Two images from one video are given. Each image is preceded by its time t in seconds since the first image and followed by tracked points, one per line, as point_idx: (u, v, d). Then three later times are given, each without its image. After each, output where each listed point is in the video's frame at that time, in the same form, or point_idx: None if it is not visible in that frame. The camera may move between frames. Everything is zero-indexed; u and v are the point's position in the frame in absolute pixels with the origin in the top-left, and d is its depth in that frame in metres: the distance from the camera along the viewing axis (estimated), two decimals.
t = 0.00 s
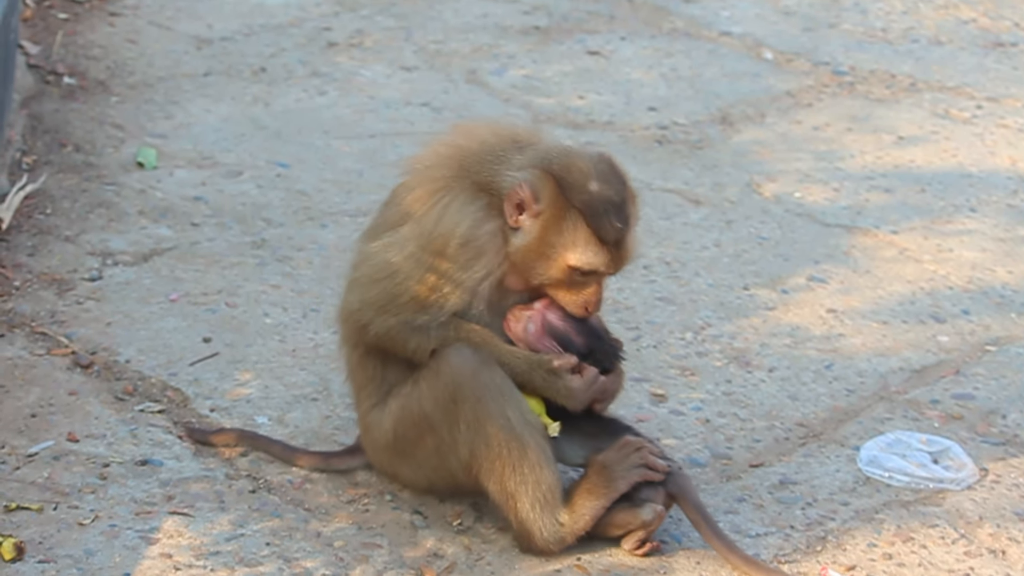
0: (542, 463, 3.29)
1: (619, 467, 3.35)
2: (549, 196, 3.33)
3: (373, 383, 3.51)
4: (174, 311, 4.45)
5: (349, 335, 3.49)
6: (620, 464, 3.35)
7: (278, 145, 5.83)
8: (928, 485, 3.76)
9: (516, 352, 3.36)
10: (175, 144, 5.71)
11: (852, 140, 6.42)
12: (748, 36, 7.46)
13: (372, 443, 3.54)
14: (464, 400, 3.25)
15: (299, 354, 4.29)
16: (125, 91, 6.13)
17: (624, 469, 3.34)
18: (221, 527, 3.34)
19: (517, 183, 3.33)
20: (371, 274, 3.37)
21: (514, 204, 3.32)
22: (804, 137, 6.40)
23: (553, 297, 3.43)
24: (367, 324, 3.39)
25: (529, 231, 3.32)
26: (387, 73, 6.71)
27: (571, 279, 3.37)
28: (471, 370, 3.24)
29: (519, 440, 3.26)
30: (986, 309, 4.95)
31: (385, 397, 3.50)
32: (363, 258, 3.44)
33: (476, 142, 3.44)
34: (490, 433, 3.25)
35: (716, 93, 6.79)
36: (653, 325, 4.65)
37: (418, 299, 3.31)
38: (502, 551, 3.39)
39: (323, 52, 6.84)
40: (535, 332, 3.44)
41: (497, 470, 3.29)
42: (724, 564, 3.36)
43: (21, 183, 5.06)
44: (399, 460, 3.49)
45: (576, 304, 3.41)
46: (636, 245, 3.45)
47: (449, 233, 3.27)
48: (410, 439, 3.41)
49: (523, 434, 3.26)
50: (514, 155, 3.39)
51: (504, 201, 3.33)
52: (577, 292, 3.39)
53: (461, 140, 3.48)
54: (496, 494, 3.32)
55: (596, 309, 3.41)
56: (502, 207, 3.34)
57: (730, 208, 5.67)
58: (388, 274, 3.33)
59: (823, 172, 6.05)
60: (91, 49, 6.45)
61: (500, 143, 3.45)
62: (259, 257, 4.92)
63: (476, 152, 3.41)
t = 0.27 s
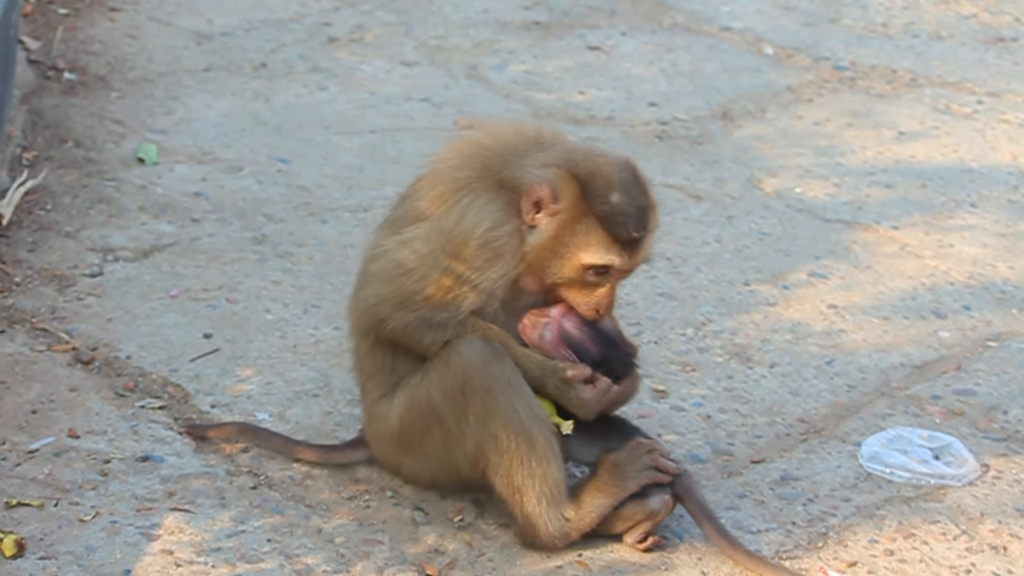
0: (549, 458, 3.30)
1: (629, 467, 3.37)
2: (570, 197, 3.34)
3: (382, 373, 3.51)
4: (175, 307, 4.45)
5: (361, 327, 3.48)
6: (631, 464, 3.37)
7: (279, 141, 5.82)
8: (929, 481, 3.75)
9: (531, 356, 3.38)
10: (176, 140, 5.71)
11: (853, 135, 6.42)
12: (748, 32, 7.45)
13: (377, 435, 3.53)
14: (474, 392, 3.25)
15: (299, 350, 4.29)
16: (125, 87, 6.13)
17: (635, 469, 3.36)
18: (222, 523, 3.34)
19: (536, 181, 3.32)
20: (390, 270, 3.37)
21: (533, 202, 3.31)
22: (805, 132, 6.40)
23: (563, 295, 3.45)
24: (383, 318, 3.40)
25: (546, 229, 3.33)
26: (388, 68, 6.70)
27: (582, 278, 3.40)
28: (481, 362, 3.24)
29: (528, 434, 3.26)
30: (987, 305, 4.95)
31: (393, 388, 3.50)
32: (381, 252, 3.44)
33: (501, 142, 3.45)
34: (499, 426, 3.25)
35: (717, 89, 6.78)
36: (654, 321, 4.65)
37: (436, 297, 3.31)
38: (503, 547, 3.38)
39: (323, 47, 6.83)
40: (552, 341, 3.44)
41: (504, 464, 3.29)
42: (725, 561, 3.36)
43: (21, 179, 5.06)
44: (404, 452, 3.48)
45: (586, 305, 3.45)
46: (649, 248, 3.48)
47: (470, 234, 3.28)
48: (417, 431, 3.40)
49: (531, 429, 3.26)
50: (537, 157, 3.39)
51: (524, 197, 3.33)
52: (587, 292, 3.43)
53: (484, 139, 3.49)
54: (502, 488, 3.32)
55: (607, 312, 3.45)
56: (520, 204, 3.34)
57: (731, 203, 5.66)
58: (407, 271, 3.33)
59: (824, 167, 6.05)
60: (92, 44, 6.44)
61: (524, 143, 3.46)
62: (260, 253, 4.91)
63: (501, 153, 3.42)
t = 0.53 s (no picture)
0: (555, 452, 3.29)
1: (644, 468, 3.38)
2: (590, 189, 3.40)
3: (387, 364, 3.50)
4: (178, 299, 4.45)
5: (368, 316, 3.48)
6: (645, 467, 3.39)
7: (281, 133, 5.82)
8: (933, 473, 3.74)
9: (543, 353, 3.38)
10: (178, 132, 5.70)
11: (856, 127, 6.41)
12: (751, 23, 7.43)
13: (381, 426, 3.52)
14: (480, 384, 3.24)
15: (302, 342, 4.29)
16: (127, 79, 6.12)
17: (649, 472, 3.38)
18: (226, 515, 3.33)
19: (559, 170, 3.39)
20: (404, 259, 3.39)
21: (554, 188, 3.38)
22: (808, 124, 6.39)
23: (576, 288, 3.48)
24: (394, 308, 3.40)
25: (564, 216, 3.38)
26: (390, 60, 6.69)
27: (595, 270, 3.43)
28: (485, 356, 3.22)
29: (534, 427, 3.25)
30: (991, 297, 4.94)
31: (398, 378, 3.49)
32: (394, 242, 3.45)
33: (521, 138, 3.50)
34: (505, 419, 3.25)
35: (719, 80, 6.77)
36: (658, 313, 4.64)
37: (452, 289, 3.34)
38: (507, 539, 3.37)
39: (325, 39, 6.82)
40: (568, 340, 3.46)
41: (511, 457, 3.29)
42: (730, 552, 3.34)
43: (24, 171, 5.05)
44: (409, 444, 3.48)
45: (598, 300, 3.46)
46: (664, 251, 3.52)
47: (491, 227, 3.32)
48: (423, 423, 3.39)
49: (538, 422, 3.25)
50: (559, 153, 3.45)
51: (544, 184, 3.39)
52: (599, 286, 3.45)
53: (504, 134, 3.53)
54: (509, 481, 3.31)
55: (617, 308, 3.46)
56: (541, 191, 3.40)
57: (734, 195, 5.66)
58: (423, 261, 3.35)
59: (827, 159, 6.04)
60: (94, 36, 6.44)
61: (544, 140, 3.51)
62: (263, 245, 4.91)
63: (521, 148, 3.46)
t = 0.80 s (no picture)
0: (558, 447, 3.29)
1: (650, 464, 3.38)
2: (591, 185, 3.38)
3: (389, 359, 3.50)
4: (180, 293, 4.45)
5: (372, 313, 3.48)
6: (650, 463, 3.38)
7: (284, 126, 5.82)
8: (936, 466, 3.73)
9: (547, 351, 3.39)
10: (180, 125, 5.70)
11: (858, 120, 6.40)
12: (753, 17, 7.42)
13: (383, 421, 3.53)
14: (480, 382, 3.24)
15: (305, 335, 4.29)
16: (129, 72, 6.12)
17: (654, 468, 3.37)
18: (229, 509, 3.33)
19: (561, 165, 3.37)
20: (407, 259, 3.38)
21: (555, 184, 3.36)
22: (811, 117, 6.38)
23: (576, 282, 3.49)
24: (398, 309, 3.40)
25: (565, 213, 3.37)
26: (392, 53, 6.68)
27: (595, 266, 3.43)
28: (485, 352, 3.22)
29: (535, 424, 3.25)
30: (994, 290, 4.94)
31: (400, 373, 3.49)
32: (397, 241, 3.44)
33: (524, 135, 3.47)
34: (505, 416, 3.24)
35: (721, 73, 6.77)
36: (660, 306, 4.64)
37: (454, 288, 3.33)
38: (510, 533, 3.36)
39: (327, 32, 6.82)
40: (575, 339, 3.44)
41: (513, 452, 3.28)
42: (733, 546, 3.32)
43: (25, 164, 5.05)
44: (411, 440, 3.48)
45: (597, 295, 3.47)
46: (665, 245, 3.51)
47: (492, 225, 3.30)
48: (424, 419, 3.40)
49: (539, 418, 3.25)
50: (561, 148, 3.43)
51: (545, 180, 3.37)
52: (599, 281, 3.46)
53: (507, 131, 3.51)
54: (511, 476, 3.31)
55: (617, 304, 3.47)
56: (541, 186, 3.38)
57: (737, 188, 5.65)
58: (426, 261, 3.34)
59: (830, 152, 6.03)
60: (96, 29, 6.43)
61: (546, 136, 3.48)
62: (265, 238, 4.90)
63: (523, 145, 3.44)
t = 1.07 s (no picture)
0: (557, 435, 3.29)
1: (653, 453, 3.37)
2: (590, 171, 3.36)
3: (388, 349, 3.51)
4: (183, 280, 4.45)
5: (371, 302, 3.49)
6: (654, 451, 3.38)
7: (286, 113, 5.81)
8: (939, 454, 3.72)
9: (549, 333, 3.37)
10: (183, 112, 5.69)
11: (861, 107, 6.39)
12: (755, 3, 7.41)
13: (382, 411, 3.53)
14: (476, 373, 3.25)
15: (308, 322, 4.29)
16: (132, 59, 6.11)
17: (657, 456, 3.37)
18: (232, 496, 3.33)
19: (559, 152, 3.35)
20: (408, 248, 3.38)
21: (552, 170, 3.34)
22: (813, 105, 6.37)
23: (575, 268, 3.45)
24: (399, 297, 3.40)
25: (563, 198, 3.34)
26: (394, 40, 6.67)
27: (593, 251, 3.39)
28: (480, 344, 3.23)
29: (533, 413, 3.25)
30: (996, 278, 4.93)
31: (399, 364, 3.49)
32: (397, 231, 3.44)
33: (524, 125, 3.47)
34: (503, 406, 3.25)
35: (724, 61, 6.76)
36: (663, 293, 4.64)
37: (455, 278, 3.33)
38: (513, 520, 3.36)
39: (330, 19, 6.81)
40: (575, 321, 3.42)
41: (511, 442, 3.29)
42: (736, 533, 3.32)
43: (28, 151, 5.04)
44: (410, 430, 3.49)
45: (596, 281, 3.43)
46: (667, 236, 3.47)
47: (493, 215, 3.31)
48: (422, 411, 3.41)
49: (537, 408, 3.25)
50: (561, 136, 3.43)
51: (544, 166, 3.36)
52: (597, 266, 3.41)
53: (507, 121, 3.51)
54: (511, 465, 3.32)
55: (616, 289, 3.42)
56: (540, 173, 3.37)
57: (739, 175, 5.65)
58: (426, 250, 3.34)
59: (832, 140, 6.02)
60: (98, 16, 6.42)
61: (546, 125, 3.48)
62: (268, 225, 4.90)
63: (523, 135, 3.44)
